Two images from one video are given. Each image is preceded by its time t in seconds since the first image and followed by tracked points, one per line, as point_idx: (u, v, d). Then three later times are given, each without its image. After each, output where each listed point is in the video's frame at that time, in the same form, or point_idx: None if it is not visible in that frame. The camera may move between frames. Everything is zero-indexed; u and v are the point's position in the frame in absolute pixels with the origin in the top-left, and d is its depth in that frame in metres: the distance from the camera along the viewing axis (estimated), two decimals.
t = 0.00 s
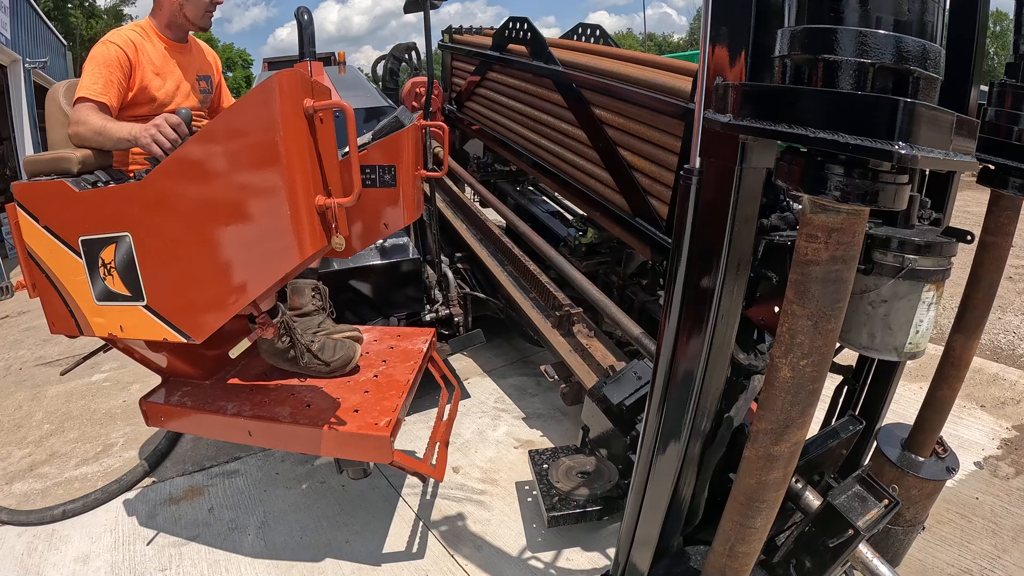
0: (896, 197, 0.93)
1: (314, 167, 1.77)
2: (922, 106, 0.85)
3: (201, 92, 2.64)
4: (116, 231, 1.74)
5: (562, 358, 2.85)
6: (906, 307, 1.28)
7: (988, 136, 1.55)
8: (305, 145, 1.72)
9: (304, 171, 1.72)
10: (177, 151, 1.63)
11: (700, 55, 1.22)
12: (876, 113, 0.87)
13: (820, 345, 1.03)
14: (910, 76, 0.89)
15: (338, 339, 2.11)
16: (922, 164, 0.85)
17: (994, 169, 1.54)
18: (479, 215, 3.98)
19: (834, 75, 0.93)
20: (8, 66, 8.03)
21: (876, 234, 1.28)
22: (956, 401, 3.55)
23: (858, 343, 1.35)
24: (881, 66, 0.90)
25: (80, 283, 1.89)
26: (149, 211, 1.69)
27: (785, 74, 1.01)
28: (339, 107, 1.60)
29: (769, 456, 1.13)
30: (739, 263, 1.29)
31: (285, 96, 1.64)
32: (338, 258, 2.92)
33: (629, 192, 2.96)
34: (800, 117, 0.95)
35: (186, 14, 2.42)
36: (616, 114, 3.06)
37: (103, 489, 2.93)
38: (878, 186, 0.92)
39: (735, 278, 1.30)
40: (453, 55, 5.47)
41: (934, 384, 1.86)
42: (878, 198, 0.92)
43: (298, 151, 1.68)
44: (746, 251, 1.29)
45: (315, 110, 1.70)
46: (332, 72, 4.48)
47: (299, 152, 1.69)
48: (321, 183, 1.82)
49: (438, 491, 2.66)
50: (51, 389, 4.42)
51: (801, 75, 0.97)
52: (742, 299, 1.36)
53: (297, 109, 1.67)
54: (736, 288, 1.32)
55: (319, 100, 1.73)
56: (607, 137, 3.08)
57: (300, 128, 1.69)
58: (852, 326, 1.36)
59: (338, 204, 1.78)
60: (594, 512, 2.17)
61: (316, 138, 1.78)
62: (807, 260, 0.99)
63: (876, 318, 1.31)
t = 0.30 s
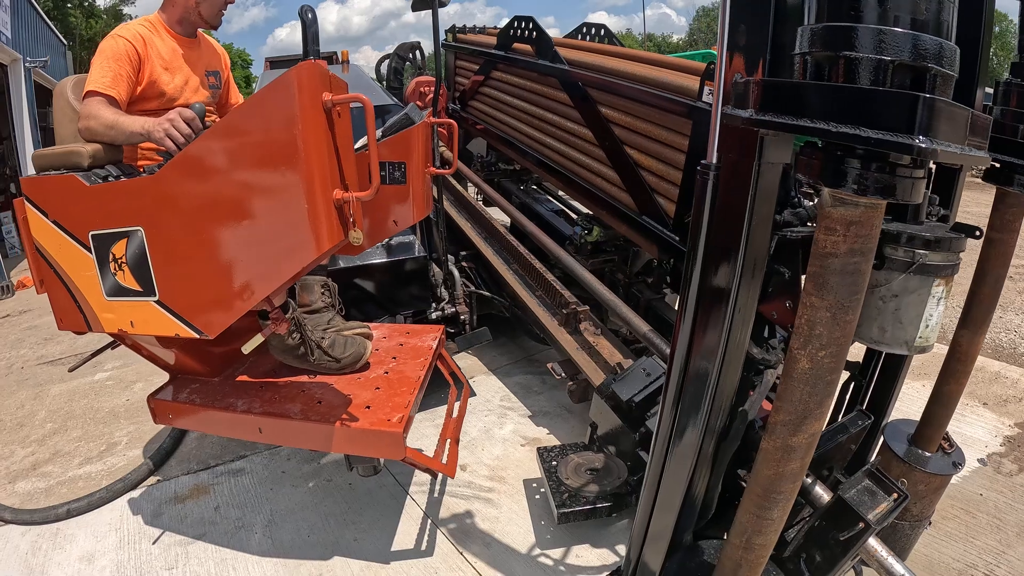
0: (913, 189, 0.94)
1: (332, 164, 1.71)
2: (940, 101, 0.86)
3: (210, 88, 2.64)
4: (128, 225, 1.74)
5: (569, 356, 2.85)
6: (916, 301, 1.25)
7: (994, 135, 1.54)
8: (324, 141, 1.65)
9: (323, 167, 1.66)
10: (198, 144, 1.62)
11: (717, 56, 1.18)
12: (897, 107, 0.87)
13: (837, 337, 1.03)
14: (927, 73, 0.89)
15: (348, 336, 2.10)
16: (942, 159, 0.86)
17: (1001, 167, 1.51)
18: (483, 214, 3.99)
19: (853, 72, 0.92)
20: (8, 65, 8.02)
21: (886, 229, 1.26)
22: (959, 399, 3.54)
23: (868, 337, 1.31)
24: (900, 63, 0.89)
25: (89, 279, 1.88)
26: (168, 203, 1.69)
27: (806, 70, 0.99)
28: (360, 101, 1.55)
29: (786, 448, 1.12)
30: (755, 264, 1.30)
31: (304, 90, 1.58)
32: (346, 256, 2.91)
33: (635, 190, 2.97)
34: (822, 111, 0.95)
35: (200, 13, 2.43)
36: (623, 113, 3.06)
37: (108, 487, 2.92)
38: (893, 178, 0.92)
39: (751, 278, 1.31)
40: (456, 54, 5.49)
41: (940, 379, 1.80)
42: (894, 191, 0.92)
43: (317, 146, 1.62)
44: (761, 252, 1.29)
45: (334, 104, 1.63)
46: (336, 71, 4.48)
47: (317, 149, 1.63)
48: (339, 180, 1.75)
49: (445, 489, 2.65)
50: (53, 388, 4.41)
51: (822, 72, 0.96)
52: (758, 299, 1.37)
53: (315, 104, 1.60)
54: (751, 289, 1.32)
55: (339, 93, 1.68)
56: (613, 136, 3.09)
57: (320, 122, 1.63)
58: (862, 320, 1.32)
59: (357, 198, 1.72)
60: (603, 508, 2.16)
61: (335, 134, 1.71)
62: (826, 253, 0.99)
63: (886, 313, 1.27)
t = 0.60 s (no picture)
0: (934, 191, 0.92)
1: (323, 162, 1.68)
2: (970, 98, 0.82)
3: (204, 87, 2.58)
4: (115, 227, 1.69)
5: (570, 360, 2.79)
6: (930, 307, 1.18)
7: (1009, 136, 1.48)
8: (315, 138, 1.63)
9: (313, 167, 1.63)
10: (186, 142, 1.56)
11: (724, 55, 1.13)
12: (924, 104, 0.82)
13: (853, 347, 0.98)
14: (953, 68, 0.85)
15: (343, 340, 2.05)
16: (972, 159, 0.80)
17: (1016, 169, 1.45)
18: (482, 214, 3.95)
19: (875, 66, 0.87)
20: (7, 65, 8.00)
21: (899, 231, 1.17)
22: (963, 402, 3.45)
23: (879, 343, 1.26)
24: (924, 58, 0.85)
25: (77, 282, 1.83)
26: (157, 204, 1.62)
27: (824, 64, 0.94)
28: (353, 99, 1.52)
29: (797, 463, 1.07)
30: (766, 266, 1.24)
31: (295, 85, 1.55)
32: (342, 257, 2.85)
33: (637, 190, 2.92)
34: (842, 107, 0.89)
35: (201, 12, 2.41)
36: (624, 111, 3.01)
37: (102, 492, 2.88)
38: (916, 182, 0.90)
39: (763, 281, 1.26)
40: (456, 53, 5.45)
41: (950, 384, 1.71)
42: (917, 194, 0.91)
43: (307, 146, 1.59)
44: (773, 254, 1.24)
45: (325, 101, 1.61)
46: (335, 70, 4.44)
47: (308, 146, 1.60)
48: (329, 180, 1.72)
49: (443, 495, 2.60)
50: (49, 389, 4.37)
51: (841, 66, 0.91)
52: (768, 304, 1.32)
53: (307, 100, 1.57)
54: (762, 293, 1.28)
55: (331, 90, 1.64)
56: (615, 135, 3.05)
57: (311, 120, 1.60)
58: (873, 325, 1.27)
59: (349, 199, 1.69)
60: (605, 516, 2.11)
61: (326, 130, 1.68)
62: (843, 259, 0.94)
63: (897, 319, 1.22)
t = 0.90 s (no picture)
0: (963, 205, 0.82)
1: (283, 164, 1.62)
2: (1012, 95, 0.73)
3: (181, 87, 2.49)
4: (76, 237, 1.61)
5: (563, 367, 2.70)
6: (945, 324, 1.09)
7: None
8: (275, 139, 1.57)
9: (273, 172, 1.57)
10: (141, 151, 1.47)
11: (725, 50, 1.05)
12: (959, 103, 0.73)
13: (866, 377, 0.89)
14: (988, 61, 0.77)
15: (322, 351, 1.95)
16: (1016, 167, 0.71)
17: None
18: (475, 214, 3.87)
19: (898, 57, 0.78)
20: None
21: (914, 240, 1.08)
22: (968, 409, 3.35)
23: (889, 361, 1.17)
24: (956, 48, 0.76)
25: (43, 293, 1.75)
26: (120, 216, 1.54)
27: (837, 54, 0.85)
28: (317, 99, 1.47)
29: (802, 500, 0.99)
30: (773, 267, 1.15)
31: (252, 84, 1.49)
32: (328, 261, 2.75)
33: (633, 190, 2.83)
34: (861, 105, 0.79)
35: (180, 8, 2.33)
36: (620, 109, 2.93)
37: (84, 501, 2.80)
38: (944, 192, 0.80)
39: (768, 283, 1.16)
40: (451, 49, 5.38)
41: (959, 399, 1.58)
42: (943, 206, 0.80)
43: (265, 149, 1.53)
44: (780, 254, 1.14)
45: (285, 100, 1.56)
46: (327, 67, 4.36)
47: (268, 146, 1.53)
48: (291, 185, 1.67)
49: (432, 507, 2.52)
50: (37, 393, 4.29)
51: (858, 56, 0.82)
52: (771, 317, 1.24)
53: (265, 99, 1.51)
54: (768, 296, 1.18)
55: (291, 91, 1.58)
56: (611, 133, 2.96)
57: (268, 121, 1.53)
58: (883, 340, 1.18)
59: (311, 207, 1.64)
60: (596, 534, 2.03)
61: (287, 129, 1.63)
62: (859, 278, 0.85)
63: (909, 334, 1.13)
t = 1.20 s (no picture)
0: (1007, 206, 0.69)
1: (239, 164, 1.49)
2: None
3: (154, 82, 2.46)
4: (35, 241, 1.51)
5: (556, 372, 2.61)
6: (965, 336, 1.00)
7: None
8: (229, 137, 1.45)
9: (227, 170, 1.45)
10: (123, 151, 1.38)
11: (723, 38, 0.95)
12: (1007, 82, 0.60)
13: (884, 406, 0.83)
14: None
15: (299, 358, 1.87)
16: None
17: None
18: (468, 213, 3.80)
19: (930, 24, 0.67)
20: None
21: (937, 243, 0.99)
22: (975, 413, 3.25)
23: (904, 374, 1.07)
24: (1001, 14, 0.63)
25: (5, 299, 1.66)
26: (109, 222, 1.46)
27: (858, 24, 0.75)
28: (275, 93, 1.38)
29: (806, 538, 0.96)
30: (779, 268, 1.03)
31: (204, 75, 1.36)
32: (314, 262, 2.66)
33: (628, 188, 2.74)
34: (885, 85, 0.70)
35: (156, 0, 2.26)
36: (616, 104, 2.83)
37: (68, 508, 2.69)
38: (982, 190, 0.68)
39: (776, 288, 1.05)
40: (446, 45, 5.33)
41: (970, 409, 1.44)
42: (982, 207, 0.68)
43: (219, 145, 1.41)
44: (788, 252, 1.03)
45: (238, 93, 1.41)
46: (318, 64, 4.30)
47: (219, 145, 1.41)
48: (250, 185, 1.54)
49: (419, 517, 2.44)
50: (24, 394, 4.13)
51: (881, 25, 0.72)
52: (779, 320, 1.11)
53: (216, 92, 1.38)
54: (774, 298, 1.06)
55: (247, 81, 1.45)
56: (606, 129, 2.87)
57: (222, 116, 1.41)
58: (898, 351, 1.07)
59: (269, 209, 1.52)
60: (588, 550, 1.93)
61: (243, 124, 1.48)
62: (880, 292, 0.77)
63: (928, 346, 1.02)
